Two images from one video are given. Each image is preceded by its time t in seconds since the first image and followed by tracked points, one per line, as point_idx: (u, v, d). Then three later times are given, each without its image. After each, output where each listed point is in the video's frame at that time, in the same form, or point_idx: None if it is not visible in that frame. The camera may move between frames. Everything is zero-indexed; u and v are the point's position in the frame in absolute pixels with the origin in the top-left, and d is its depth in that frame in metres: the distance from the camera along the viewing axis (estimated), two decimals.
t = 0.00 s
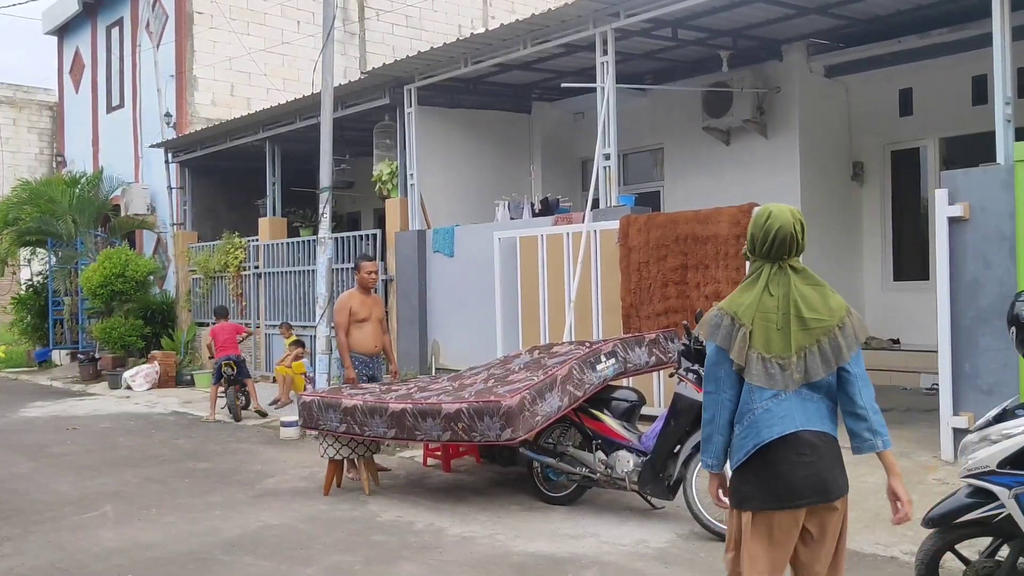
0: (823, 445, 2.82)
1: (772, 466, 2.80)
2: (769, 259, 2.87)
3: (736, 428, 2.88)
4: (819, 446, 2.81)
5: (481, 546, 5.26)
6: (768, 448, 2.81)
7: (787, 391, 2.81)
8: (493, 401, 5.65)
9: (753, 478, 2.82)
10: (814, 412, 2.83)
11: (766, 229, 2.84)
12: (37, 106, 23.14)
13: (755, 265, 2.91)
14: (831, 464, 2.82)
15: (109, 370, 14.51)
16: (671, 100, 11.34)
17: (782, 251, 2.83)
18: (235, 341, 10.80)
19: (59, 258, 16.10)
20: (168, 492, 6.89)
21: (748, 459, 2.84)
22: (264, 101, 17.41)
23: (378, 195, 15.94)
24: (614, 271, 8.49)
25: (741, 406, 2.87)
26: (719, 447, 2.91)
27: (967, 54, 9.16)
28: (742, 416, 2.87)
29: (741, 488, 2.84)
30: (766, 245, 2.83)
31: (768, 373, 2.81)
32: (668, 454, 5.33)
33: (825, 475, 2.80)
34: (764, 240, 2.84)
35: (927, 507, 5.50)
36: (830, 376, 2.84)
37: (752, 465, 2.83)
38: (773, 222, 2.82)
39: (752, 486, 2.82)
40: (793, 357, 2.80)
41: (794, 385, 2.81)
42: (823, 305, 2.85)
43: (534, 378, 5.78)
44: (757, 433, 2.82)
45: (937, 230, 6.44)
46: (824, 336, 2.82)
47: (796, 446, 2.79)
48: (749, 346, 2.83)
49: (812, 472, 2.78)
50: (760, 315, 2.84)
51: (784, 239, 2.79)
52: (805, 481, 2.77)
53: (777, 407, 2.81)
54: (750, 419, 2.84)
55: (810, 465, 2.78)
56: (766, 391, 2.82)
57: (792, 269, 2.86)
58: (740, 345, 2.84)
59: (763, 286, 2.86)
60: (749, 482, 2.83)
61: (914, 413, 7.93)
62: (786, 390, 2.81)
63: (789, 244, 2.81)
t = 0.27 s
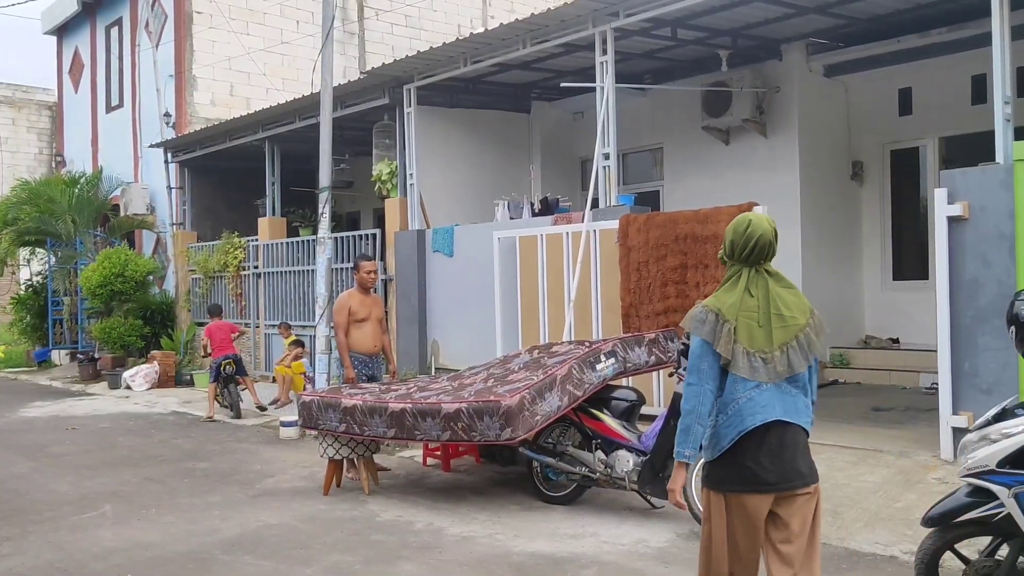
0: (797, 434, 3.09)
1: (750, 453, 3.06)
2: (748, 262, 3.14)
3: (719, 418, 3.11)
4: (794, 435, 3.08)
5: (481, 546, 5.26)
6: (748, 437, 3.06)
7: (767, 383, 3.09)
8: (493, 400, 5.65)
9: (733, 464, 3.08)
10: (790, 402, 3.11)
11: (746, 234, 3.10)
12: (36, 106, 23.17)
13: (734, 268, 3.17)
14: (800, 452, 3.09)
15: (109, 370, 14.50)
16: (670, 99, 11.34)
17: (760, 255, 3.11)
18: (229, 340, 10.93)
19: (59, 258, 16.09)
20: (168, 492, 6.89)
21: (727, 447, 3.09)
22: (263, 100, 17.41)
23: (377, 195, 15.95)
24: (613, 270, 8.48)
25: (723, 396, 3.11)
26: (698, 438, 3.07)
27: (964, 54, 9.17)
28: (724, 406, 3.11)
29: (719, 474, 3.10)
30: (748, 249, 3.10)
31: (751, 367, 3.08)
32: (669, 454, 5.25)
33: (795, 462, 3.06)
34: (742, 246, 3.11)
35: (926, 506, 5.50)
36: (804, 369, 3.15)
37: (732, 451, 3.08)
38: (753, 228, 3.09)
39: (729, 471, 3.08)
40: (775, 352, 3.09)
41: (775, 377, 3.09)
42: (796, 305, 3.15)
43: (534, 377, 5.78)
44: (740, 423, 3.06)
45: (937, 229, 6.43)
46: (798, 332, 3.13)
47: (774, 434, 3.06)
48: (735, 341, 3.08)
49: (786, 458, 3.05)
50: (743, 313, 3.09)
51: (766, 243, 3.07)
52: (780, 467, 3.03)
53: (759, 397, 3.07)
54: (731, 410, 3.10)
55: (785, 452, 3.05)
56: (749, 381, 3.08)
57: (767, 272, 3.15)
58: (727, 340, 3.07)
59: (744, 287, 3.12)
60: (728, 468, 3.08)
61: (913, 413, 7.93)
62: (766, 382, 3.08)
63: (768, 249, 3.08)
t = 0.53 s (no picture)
0: (749, 422, 3.46)
1: (708, 441, 3.40)
2: (709, 264, 3.47)
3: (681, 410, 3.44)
4: (746, 422, 3.45)
5: (481, 545, 5.26)
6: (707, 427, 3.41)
7: (724, 377, 3.43)
8: (493, 400, 5.65)
9: (693, 452, 3.42)
10: (744, 394, 3.48)
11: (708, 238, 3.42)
12: (36, 106, 23.18)
13: (695, 269, 3.49)
14: (752, 438, 3.46)
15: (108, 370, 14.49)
16: (669, 99, 11.34)
17: (719, 257, 3.44)
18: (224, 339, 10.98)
19: (58, 258, 16.09)
20: (167, 492, 6.88)
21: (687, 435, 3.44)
22: (262, 100, 17.40)
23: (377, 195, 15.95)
24: (612, 270, 8.48)
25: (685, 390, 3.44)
26: (666, 431, 3.38)
27: (963, 54, 9.18)
28: (686, 400, 3.44)
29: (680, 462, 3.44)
30: (708, 253, 3.43)
31: (710, 362, 3.42)
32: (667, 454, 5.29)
33: (747, 447, 3.43)
34: (703, 249, 3.44)
35: (926, 505, 5.50)
36: (756, 361, 3.51)
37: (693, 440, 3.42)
38: (714, 234, 3.41)
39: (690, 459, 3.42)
40: (731, 347, 3.43)
41: (732, 370, 3.44)
42: (752, 301, 3.48)
43: (533, 377, 5.78)
44: (699, 414, 3.41)
45: (936, 228, 6.43)
46: (752, 328, 3.47)
47: (730, 422, 3.41)
48: (698, 338, 3.40)
49: (739, 444, 3.41)
50: (704, 312, 3.41)
51: (725, 247, 3.39)
52: (735, 452, 3.40)
53: (717, 390, 3.42)
54: (691, 403, 3.43)
55: (739, 439, 3.41)
56: (707, 376, 3.43)
57: (726, 272, 3.48)
58: (690, 338, 3.39)
59: (706, 288, 3.44)
60: (687, 455, 3.43)
61: (913, 412, 7.94)
62: (723, 376, 3.43)
63: (726, 253, 3.42)
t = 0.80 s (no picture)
0: (720, 416, 3.47)
1: (676, 432, 3.46)
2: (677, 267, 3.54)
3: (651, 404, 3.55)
4: (717, 416, 3.46)
5: (480, 545, 5.25)
6: (675, 420, 3.47)
7: (693, 373, 3.48)
8: (493, 400, 5.65)
9: (665, 444, 3.48)
10: (715, 389, 3.49)
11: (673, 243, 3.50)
12: (35, 105, 23.19)
13: (664, 273, 3.58)
14: (724, 430, 3.47)
15: (107, 370, 14.48)
16: (668, 98, 11.34)
17: (685, 261, 3.49)
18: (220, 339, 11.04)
19: (57, 258, 16.08)
20: (166, 492, 6.88)
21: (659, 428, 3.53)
22: (262, 100, 17.40)
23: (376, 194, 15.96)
24: (612, 269, 8.48)
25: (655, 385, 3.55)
26: (631, 418, 3.60)
27: (963, 53, 9.19)
28: (656, 394, 3.55)
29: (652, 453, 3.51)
30: (673, 257, 3.50)
31: (677, 359, 3.49)
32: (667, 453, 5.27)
33: (723, 439, 3.45)
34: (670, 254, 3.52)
35: (925, 505, 5.50)
36: (728, 357, 3.52)
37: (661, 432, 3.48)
38: (677, 239, 3.49)
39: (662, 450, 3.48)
40: (698, 344, 3.48)
41: (700, 367, 3.47)
42: (720, 301, 3.52)
43: (532, 376, 5.78)
44: (667, 408, 3.47)
45: (935, 228, 6.43)
46: (721, 326, 3.50)
47: (698, 416, 3.44)
48: (665, 338, 3.51)
49: (708, 435, 3.44)
50: (670, 313, 3.50)
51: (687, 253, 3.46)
52: (705, 442, 3.43)
53: (685, 385, 3.48)
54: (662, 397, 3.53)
55: (708, 431, 3.43)
56: (676, 372, 3.50)
57: (695, 275, 3.54)
58: (656, 337, 3.52)
59: (673, 289, 3.53)
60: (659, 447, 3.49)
61: (912, 412, 7.93)
62: (692, 371, 3.48)
63: (691, 255, 3.48)
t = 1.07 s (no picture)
0: (704, 406, 3.71)
1: (668, 420, 3.65)
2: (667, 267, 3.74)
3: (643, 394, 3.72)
4: (702, 406, 3.69)
5: (479, 545, 5.25)
6: (666, 408, 3.66)
7: (681, 366, 3.69)
8: (493, 400, 5.65)
9: (656, 432, 3.66)
10: (699, 380, 3.72)
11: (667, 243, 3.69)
12: (34, 105, 23.19)
13: (653, 272, 3.77)
14: (707, 419, 3.71)
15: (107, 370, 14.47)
16: (668, 98, 11.34)
17: (676, 261, 3.69)
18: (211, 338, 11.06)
19: (57, 258, 16.07)
20: (166, 492, 6.87)
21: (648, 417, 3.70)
22: (262, 100, 17.40)
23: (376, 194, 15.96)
24: (612, 268, 8.48)
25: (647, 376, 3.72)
26: (626, 408, 3.73)
27: (963, 53, 9.19)
28: (647, 384, 3.72)
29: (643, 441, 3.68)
30: (666, 257, 3.70)
31: (668, 353, 3.68)
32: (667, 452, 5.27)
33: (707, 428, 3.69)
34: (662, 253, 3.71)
35: (925, 505, 5.50)
36: (710, 352, 3.77)
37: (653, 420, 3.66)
38: (671, 240, 3.68)
39: (653, 437, 3.66)
40: (686, 340, 3.69)
41: (687, 361, 3.69)
42: (705, 301, 3.75)
43: (532, 376, 5.78)
44: (659, 397, 3.66)
45: (935, 228, 6.43)
46: (706, 323, 3.74)
47: (686, 405, 3.66)
48: (656, 333, 3.69)
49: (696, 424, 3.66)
50: (662, 309, 3.69)
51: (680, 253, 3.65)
52: (694, 430, 3.65)
53: (675, 376, 3.69)
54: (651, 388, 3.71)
55: (696, 420, 3.65)
56: (666, 364, 3.69)
57: (682, 275, 3.75)
58: (649, 331, 3.69)
59: (663, 288, 3.73)
60: (649, 435, 3.67)
61: (912, 411, 7.94)
62: (680, 364, 3.69)
63: (683, 256, 3.69)
